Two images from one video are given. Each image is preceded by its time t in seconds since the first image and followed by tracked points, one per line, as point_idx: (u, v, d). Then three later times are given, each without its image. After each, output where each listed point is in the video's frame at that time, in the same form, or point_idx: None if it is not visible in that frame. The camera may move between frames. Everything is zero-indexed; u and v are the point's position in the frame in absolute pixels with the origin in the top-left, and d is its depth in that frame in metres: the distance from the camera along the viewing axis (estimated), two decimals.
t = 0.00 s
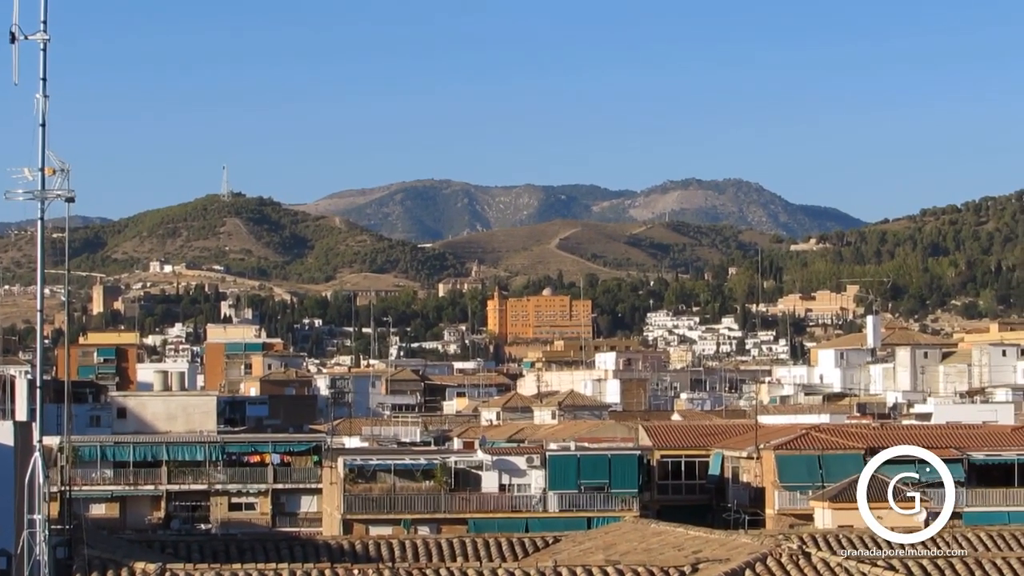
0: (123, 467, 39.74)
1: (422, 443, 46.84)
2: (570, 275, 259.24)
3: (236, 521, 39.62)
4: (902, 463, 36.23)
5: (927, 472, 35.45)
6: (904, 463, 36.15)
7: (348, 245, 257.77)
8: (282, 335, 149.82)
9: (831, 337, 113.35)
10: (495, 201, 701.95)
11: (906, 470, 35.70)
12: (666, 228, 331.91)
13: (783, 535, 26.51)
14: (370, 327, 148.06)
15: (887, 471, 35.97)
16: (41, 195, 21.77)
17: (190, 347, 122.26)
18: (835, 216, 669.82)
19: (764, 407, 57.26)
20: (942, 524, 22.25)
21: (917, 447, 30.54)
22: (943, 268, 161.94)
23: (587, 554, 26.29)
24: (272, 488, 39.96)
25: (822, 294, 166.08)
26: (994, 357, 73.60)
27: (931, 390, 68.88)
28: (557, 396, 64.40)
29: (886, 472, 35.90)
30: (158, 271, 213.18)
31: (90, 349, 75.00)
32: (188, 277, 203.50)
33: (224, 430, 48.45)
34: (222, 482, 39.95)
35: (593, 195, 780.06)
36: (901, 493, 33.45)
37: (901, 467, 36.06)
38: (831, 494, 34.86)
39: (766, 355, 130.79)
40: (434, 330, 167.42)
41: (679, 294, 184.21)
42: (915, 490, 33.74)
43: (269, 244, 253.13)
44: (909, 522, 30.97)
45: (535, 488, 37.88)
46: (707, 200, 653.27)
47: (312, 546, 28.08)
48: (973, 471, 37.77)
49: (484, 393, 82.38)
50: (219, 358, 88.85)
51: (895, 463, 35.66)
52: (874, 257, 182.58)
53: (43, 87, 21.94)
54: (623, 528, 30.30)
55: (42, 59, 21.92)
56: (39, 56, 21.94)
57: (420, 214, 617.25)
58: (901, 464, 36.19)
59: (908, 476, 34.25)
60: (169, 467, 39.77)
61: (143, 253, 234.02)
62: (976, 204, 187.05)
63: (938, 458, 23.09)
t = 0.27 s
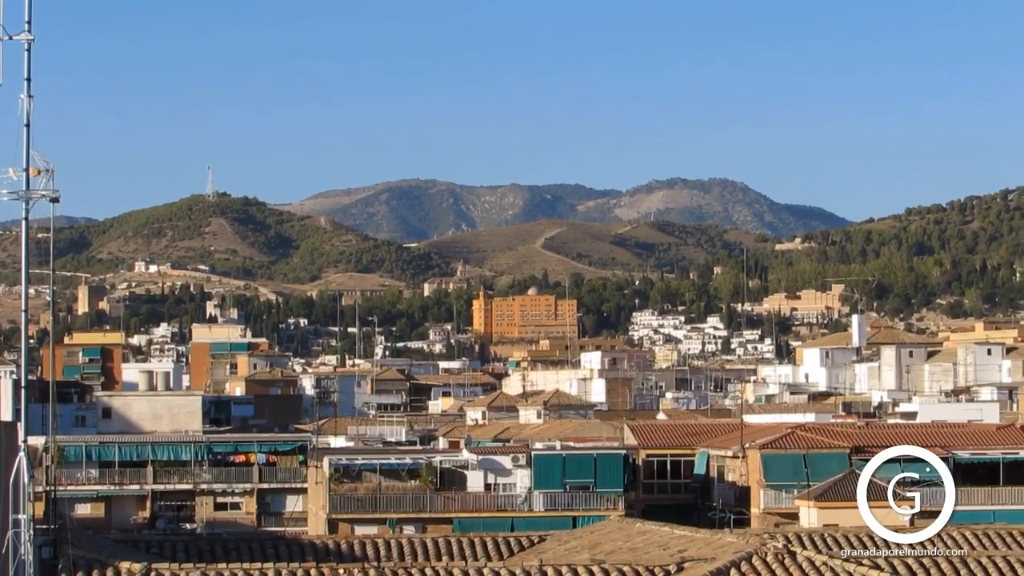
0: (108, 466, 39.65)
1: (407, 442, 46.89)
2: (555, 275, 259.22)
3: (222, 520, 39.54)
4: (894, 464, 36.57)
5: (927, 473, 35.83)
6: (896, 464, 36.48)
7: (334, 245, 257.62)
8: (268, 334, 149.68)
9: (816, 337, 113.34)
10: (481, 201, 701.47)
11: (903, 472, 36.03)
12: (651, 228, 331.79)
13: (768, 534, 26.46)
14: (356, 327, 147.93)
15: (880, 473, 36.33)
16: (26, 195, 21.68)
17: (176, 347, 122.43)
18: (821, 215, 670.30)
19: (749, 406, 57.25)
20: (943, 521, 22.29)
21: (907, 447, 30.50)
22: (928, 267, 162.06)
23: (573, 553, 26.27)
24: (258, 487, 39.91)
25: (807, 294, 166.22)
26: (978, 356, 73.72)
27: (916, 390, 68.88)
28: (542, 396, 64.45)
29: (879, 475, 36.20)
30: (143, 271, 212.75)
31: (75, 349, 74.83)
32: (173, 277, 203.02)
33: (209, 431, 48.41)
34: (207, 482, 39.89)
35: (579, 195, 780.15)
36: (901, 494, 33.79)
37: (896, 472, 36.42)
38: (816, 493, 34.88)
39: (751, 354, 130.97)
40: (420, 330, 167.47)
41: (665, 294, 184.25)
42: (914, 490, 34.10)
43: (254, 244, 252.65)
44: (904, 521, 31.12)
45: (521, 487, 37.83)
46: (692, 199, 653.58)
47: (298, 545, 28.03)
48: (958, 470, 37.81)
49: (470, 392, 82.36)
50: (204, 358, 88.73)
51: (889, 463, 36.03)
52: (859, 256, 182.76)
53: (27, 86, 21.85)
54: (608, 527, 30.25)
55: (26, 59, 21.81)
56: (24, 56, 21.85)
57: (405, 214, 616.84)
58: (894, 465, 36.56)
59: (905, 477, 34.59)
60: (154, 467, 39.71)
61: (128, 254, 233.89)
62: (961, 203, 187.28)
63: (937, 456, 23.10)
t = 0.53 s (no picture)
0: (95, 467, 39.58)
1: (394, 441, 46.83)
2: (542, 274, 259.46)
3: (209, 520, 39.46)
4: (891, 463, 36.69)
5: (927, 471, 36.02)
6: (892, 465, 36.63)
7: (321, 245, 257.43)
8: (255, 334, 149.58)
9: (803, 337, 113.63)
10: (468, 201, 701.15)
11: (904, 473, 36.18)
12: (638, 228, 331.63)
13: (754, 535, 26.37)
14: (343, 326, 147.97)
15: (874, 477, 36.52)
16: (12, 195, 21.61)
17: (163, 347, 122.62)
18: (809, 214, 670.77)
19: (736, 407, 57.15)
20: (943, 524, 22.25)
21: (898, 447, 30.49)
22: (915, 267, 162.13)
23: (560, 553, 26.23)
24: (244, 487, 39.83)
25: (794, 294, 166.14)
26: (965, 355, 73.75)
27: (903, 390, 68.72)
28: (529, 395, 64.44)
29: (876, 476, 36.35)
30: (130, 271, 212.37)
31: (62, 350, 74.65)
32: (160, 277, 202.69)
33: (196, 430, 48.32)
34: (194, 482, 39.80)
35: (566, 195, 780.33)
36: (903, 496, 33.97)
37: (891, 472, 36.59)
38: (803, 492, 34.88)
39: (737, 354, 130.86)
40: (407, 330, 167.36)
41: (651, 293, 184.26)
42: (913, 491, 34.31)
43: (241, 244, 252.23)
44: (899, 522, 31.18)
45: (508, 487, 37.78)
46: (679, 199, 653.87)
47: (284, 545, 27.98)
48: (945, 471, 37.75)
49: (457, 392, 82.28)
50: (191, 358, 88.71)
51: (886, 463, 36.20)
52: (847, 256, 182.84)
53: (14, 86, 21.78)
54: (594, 527, 30.19)
55: (12, 59, 21.76)
56: (11, 57, 21.81)
57: (392, 214, 616.26)
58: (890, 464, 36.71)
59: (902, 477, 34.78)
60: (140, 467, 39.63)
61: (115, 254, 233.77)
62: (948, 203, 187.39)
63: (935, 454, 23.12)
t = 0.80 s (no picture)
0: (78, 466, 39.58)
1: (377, 440, 46.73)
2: (526, 273, 259.43)
3: (192, 519, 39.36)
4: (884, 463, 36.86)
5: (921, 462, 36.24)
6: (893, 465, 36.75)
7: (304, 244, 257.02)
8: (238, 333, 149.34)
9: (786, 337, 113.65)
10: (452, 200, 700.91)
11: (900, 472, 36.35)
12: (622, 228, 331.55)
13: (737, 533, 26.27)
14: (327, 326, 147.87)
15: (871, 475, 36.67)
16: None
17: (145, 345, 122.43)
18: (792, 214, 671.39)
19: (719, 406, 57.00)
20: (942, 524, 22.29)
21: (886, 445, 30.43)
22: (898, 267, 162.21)
23: (543, 552, 26.19)
24: (227, 487, 39.76)
25: (777, 293, 166.08)
26: (949, 355, 73.68)
27: (885, 389, 68.66)
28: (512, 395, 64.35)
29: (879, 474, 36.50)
30: (114, 271, 211.85)
31: (44, 348, 74.41)
32: (143, 275, 202.35)
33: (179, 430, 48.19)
34: (177, 482, 39.70)
35: (549, 195, 780.42)
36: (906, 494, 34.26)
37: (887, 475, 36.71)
38: (786, 492, 34.80)
39: (720, 354, 130.71)
40: (391, 329, 167.17)
41: (634, 293, 184.18)
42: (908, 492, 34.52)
43: (225, 244, 251.64)
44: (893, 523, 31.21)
45: (491, 487, 37.76)
46: (663, 198, 654.15)
47: (267, 544, 27.90)
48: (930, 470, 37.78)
49: (440, 391, 82.15)
50: (174, 356, 88.63)
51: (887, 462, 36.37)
52: (830, 256, 182.93)
53: None
54: (577, 527, 30.09)
55: None
56: None
57: (376, 214, 615.57)
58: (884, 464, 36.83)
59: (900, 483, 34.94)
60: (123, 466, 39.61)
61: (98, 253, 233.44)
62: (932, 203, 187.55)
63: (933, 455, 23.12)
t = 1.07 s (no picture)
0: (57, 465, 39.43)
1: (356, 440, 46.56)
2: (506, 273, 259.10)
3: (171, 518, 39.18)
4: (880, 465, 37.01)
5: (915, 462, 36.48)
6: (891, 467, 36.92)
7: (283, 244, 256.49)
8: (217, 333, 149.00)
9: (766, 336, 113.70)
10: (432, 199, 700.14)
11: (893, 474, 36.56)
12: (601, 227, 331.60)
13: (716, 534, 26.22)
14: (306, 325, 147.52)
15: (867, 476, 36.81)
16: None
17: (123, 344, 121.66)
18: (771, 214, 672.18)
19: (699, 406, 56.94)
20: (937, 524, 22.36)
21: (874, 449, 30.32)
22: (878, 267, 162.37)
23: (522, 552, 26.05)
24: (206, 486, 39.57)
25: (756, 293, 166.15)
26: (928, 355, 73.73)
27: (863, 391, 68.59)
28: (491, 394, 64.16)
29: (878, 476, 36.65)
30: (93, 271, 211.19)
31: (23, 348, 74.11)
32: (122, 275, 201.94)
33: (158, 429, 47.97)
34: (157, 480, 39.54)
35: (528, 194, 780.23)
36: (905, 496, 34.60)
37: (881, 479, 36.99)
38: (765, 492, 34.69)
39: (699, 354, 130.71)
40: (370, 329, 166.85)
41: (614, 292, 184.06)
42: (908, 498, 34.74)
43: (204, 243, 250.95)
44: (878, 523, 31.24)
45: (470, 486, 37.65)
46: (643, 198, 654.55)
47: (246, 544, 27.79)
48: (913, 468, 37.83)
49: (419, 391, 81.93)
50: (153, 356, 88.31)
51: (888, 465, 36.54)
52: (809, 256, 183.03)
53: None
54: (556, 526, 30.02)
55: None
56: None
57: (355, 213, 614.67)
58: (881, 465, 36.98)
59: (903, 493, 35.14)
60: (102, 465, 39.51)
61: (77, 252, 232.77)
62: (911, 203, 187.86)
63: (929, 455, 23.18)
